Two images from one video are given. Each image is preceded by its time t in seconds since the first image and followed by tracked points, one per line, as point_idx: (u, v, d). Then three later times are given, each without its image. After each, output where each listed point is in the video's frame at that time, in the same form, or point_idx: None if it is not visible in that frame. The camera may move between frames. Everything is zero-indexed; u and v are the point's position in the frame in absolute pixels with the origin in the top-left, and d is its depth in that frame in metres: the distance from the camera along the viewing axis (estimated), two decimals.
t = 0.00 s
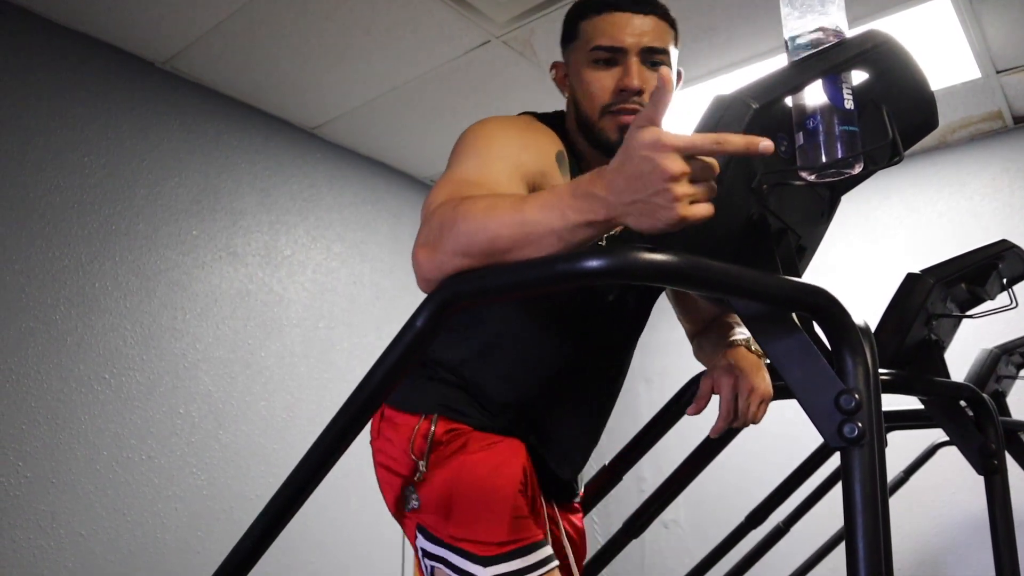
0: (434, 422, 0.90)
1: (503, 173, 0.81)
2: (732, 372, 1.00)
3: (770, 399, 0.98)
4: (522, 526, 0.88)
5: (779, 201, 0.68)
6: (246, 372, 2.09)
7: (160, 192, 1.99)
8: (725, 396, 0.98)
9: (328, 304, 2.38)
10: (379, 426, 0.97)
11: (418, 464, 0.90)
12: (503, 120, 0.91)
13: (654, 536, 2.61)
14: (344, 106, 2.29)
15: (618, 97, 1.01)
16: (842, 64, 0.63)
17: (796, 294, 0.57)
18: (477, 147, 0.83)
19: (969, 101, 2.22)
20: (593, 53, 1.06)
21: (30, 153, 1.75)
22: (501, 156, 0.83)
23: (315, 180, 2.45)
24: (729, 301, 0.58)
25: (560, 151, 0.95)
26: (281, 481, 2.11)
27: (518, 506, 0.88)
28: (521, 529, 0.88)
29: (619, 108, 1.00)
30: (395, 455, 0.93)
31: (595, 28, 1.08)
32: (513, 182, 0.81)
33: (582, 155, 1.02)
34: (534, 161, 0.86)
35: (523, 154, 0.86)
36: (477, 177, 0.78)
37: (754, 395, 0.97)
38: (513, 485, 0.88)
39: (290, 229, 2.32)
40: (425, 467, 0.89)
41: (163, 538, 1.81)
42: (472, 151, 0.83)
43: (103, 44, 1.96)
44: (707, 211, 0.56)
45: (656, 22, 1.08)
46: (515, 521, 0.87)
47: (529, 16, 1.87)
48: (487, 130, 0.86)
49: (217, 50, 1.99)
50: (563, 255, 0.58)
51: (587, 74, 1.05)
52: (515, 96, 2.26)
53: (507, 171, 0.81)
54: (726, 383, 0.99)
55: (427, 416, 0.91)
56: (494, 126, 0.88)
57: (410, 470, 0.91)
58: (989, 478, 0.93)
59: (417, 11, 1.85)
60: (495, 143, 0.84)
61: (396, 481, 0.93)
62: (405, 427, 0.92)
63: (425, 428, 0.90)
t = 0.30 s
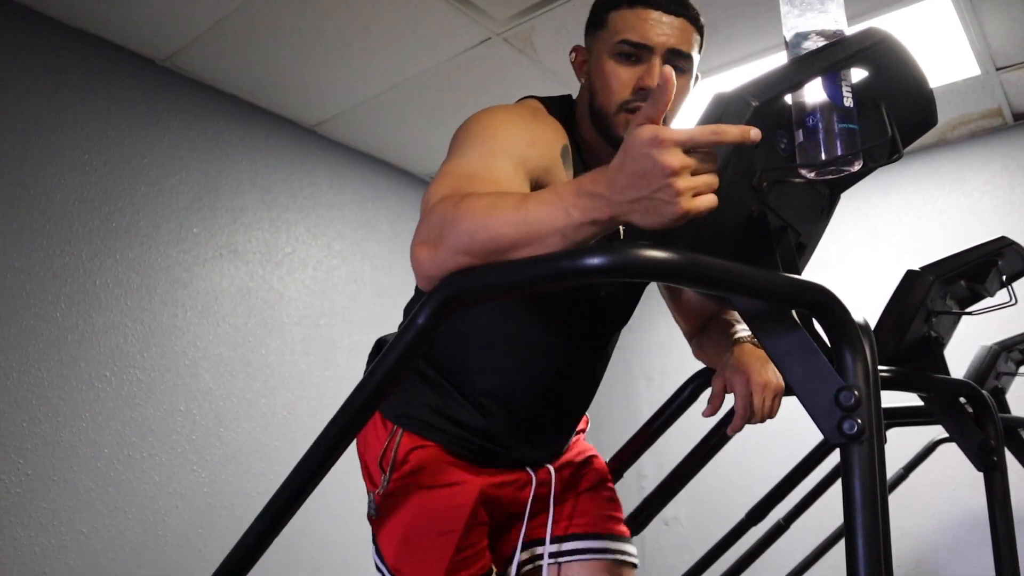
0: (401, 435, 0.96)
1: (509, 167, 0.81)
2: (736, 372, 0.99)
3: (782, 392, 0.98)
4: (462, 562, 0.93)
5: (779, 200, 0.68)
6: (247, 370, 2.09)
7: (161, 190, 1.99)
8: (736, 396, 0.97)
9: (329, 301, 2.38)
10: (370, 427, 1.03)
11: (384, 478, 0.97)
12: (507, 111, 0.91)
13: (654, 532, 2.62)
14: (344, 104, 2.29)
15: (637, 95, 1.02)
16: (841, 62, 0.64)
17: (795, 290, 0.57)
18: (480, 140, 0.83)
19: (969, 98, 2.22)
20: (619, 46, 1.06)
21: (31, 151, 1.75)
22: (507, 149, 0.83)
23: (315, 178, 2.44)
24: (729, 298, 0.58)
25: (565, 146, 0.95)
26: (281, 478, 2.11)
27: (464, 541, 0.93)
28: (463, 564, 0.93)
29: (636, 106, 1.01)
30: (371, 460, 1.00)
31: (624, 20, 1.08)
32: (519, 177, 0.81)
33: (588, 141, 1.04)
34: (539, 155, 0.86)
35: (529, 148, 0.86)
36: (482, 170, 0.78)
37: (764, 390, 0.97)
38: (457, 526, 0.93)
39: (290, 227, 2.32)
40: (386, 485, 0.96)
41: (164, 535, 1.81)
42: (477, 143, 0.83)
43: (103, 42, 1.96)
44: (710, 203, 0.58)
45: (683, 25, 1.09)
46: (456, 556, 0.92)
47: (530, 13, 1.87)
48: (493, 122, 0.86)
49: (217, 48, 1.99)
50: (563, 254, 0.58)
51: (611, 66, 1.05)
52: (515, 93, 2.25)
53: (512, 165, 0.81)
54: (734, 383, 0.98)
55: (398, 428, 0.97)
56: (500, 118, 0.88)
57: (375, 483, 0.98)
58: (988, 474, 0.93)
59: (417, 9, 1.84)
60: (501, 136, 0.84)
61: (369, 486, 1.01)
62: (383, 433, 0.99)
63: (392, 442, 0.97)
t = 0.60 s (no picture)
0: (397, 479, 0.98)
1: (500, 167, 0.81)
2: (742, 358, 0.99)
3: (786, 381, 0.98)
4: None
5: (779, 196, 0.68)
6: (248, 367, 2.09)
7: (161, 188, 1.99)
8: (744, 381, 0.97)
9: (330, 299, 2.38)
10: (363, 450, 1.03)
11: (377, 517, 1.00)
12: (494, 114, 0.91)
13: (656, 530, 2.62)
14: (344, 101, 2.29)
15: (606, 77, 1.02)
16: (841, 58, 0.63)
17: (794, 287, 0.57)
18: (469, 143, 0.83)
19: (970, 95, 2.21)
20: (579, 36, 1.07)
21: (32, 149, 1.75)
22: (496, 150, 0.83)
23: (315, 176, 2.44)
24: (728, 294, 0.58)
25: (552, 144, 0.94)
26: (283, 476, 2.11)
27: None
28: None
29: (608, 86, 1.01)
30: (366, 494, 1.03)
31: (580, 14, 1.09)
32: (511, 175, 0.81)
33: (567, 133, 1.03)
34: (528, 153, 0.86)
35: (517, 147, 0.86)
36: (472, 171, 0.79)
37: (770, 373, 0.96)
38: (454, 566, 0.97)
39: (291, 225, 2.32)
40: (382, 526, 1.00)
41: (165, 533, 1.82)
42: (464, 146, 0.83)
43: (103, 39, 1.96)
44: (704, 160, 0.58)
45: (636, 8, 1.10)
46: None
47: (530, 12, 1.87)
48: (480, 125, 0.86)
49: (218, 46, 1.99)
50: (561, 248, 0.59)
51: (574, 55, 1.06)
52: (516, 90, 2.25)
53: (503, 165, 0.82)
54: (741, 369, 0.98)
55: (392, 469, 0.97)
56: (486, 121, 0.88)
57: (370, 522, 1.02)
58: (988, 472, 0.93)
59: (418, 7, 1.85)
60: (488, 137, 0.85)
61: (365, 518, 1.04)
62: (376, 471, 1.00)
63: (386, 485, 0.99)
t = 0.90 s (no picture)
0: (407, 463, 0.96)
1: (516, 170, 0.81)
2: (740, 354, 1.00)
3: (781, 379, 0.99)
4: None
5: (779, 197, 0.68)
6: (249, 366, 2.10)
7: (162, 187, 1.99)
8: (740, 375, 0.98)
9: (331, 298, 2.39)
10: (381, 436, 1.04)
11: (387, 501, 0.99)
12: (517, 115, 0.90)
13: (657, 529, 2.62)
14: (345, 100, 2.29)
15: (640, 94, 1.02)
16: (841, 58, 0.63)
17: (793, 288, 0.57)
18: (488, 144, 0.84)
19: (971, 94, 2.21)
20: (618, 47, 1.07)
21: (33, 149, 1.75)
22: (515, 152, 0.83)
23: (316, 175, 2.44)
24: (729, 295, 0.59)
25: (575, 148, 0.94)
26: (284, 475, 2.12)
27: None
28: None
29: (642, 104, 1.01)
30: (379, 477, 1.02)
31: (623, 23, 1.09)
32: (527, 180, 0.81)
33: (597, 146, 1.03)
34: (547, 157, 0.86)
35: (536, 151, 0.85)
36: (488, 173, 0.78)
37: (766, 370, 0.98)
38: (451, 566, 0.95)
39: (292, 224, 2.32)
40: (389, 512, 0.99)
41: (167, 532, 1.82)
42: (486, 148, 0.83)
43: (103, 39, 1.96)
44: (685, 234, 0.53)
45: (681, 23, 1.08)
46: None
47: (530, 11, 1.88)
48: (500, 126, 0.86)
49: (218, 45, 1.99)
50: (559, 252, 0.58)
51: (611, 68, 1.05)
52: (516, 89, 2.25)
53: (520, 168, 0.81)
54: (738, 363, 0.99)
55: (404, 455, 0.96)
56: (506, 122, 0.88)
57: (380, 505, 1.01)
58: (988, 472, 0.93)
59: (418, 6, 1.85)
60: (508, 139, 0.84)
61: (375, 501, 1.03)
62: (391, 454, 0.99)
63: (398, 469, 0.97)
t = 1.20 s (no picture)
0: (430, 411, 0.90)
1: (516, 175, 0.81)
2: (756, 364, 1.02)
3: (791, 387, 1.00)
4: (503, 526, 0.82)
5: (780, 198, 0.68)
6: (251, 366, 2.10)
7: (164, 188, 2.00)
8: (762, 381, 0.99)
9: (333, 299, 2.39)
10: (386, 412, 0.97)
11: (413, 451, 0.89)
12: (522, 121, 0.90)
13: (659, 529, 2.62)
14: (346, 101, 2.29)
15: (644, 109, 1.02)
16: (842, 58, 0.63)
17: (794, 287, 0.57)
18: (489, 147, 0.84)
19: (973, 94, 2.21)
20: (625, 58, 1.06)
21: (35, 149, 1.76)
22: (517, 157, 0.83)
23: (318, 175, 2.45)
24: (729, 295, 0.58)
25: (577, 155, 0.94)
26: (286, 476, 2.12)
27: (502, 503, 0.83)
28: (503, 529, 0.82)
29: (644, 120, 1.02)
30: (397, 444, 0.92)
31: (632, 32, 1.07)
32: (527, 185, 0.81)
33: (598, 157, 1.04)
34: (549, 163, 0.86)
35: (539, 157, 0.85)
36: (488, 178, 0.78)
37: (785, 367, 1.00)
38: (502, 485, 0.84)
39: (294, 224, 2.32)
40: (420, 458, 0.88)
41: (169, 532, 1.82)
42: (488, 152, 0.83)
43: (105, 39, 1.96)
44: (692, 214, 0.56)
45: (691, 36, 1.07)
46: (498, 520, 0.82)
47: (532, 11, 1.87)
48: (503, 130, 0.86)
49: (220, 46, 1.99)
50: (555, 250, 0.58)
51: (617, 80, 1.06)
52: (517, 89, 2.25)
53: (521, 173, 0.81)
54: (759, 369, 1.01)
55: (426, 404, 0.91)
56: (511, 127, 0.88)
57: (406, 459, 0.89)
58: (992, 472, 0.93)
59: (420, 6, 1.85)
60: (510, 144, 0.84)
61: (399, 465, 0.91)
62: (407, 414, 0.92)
63: (423, 417, 0.90)
